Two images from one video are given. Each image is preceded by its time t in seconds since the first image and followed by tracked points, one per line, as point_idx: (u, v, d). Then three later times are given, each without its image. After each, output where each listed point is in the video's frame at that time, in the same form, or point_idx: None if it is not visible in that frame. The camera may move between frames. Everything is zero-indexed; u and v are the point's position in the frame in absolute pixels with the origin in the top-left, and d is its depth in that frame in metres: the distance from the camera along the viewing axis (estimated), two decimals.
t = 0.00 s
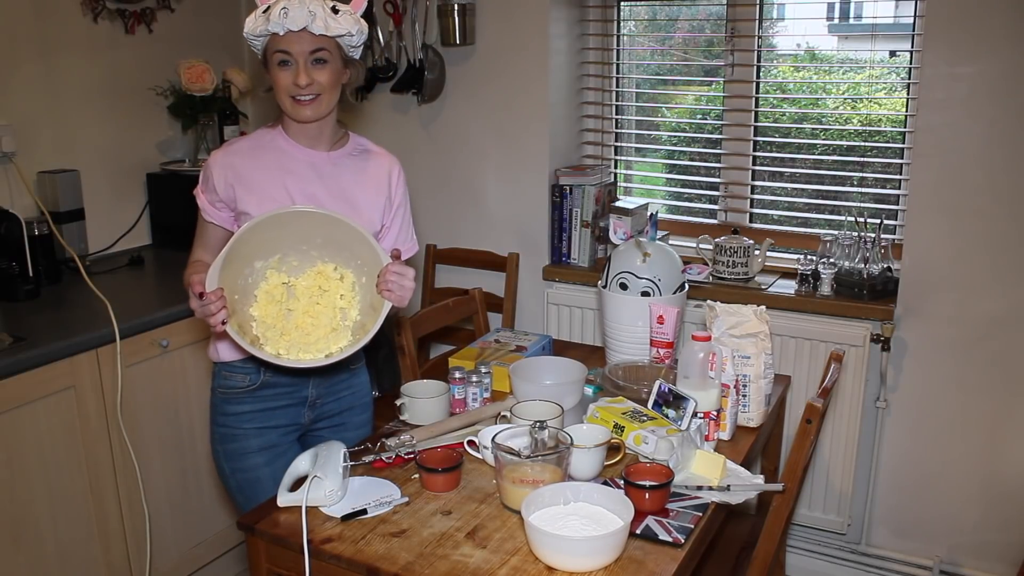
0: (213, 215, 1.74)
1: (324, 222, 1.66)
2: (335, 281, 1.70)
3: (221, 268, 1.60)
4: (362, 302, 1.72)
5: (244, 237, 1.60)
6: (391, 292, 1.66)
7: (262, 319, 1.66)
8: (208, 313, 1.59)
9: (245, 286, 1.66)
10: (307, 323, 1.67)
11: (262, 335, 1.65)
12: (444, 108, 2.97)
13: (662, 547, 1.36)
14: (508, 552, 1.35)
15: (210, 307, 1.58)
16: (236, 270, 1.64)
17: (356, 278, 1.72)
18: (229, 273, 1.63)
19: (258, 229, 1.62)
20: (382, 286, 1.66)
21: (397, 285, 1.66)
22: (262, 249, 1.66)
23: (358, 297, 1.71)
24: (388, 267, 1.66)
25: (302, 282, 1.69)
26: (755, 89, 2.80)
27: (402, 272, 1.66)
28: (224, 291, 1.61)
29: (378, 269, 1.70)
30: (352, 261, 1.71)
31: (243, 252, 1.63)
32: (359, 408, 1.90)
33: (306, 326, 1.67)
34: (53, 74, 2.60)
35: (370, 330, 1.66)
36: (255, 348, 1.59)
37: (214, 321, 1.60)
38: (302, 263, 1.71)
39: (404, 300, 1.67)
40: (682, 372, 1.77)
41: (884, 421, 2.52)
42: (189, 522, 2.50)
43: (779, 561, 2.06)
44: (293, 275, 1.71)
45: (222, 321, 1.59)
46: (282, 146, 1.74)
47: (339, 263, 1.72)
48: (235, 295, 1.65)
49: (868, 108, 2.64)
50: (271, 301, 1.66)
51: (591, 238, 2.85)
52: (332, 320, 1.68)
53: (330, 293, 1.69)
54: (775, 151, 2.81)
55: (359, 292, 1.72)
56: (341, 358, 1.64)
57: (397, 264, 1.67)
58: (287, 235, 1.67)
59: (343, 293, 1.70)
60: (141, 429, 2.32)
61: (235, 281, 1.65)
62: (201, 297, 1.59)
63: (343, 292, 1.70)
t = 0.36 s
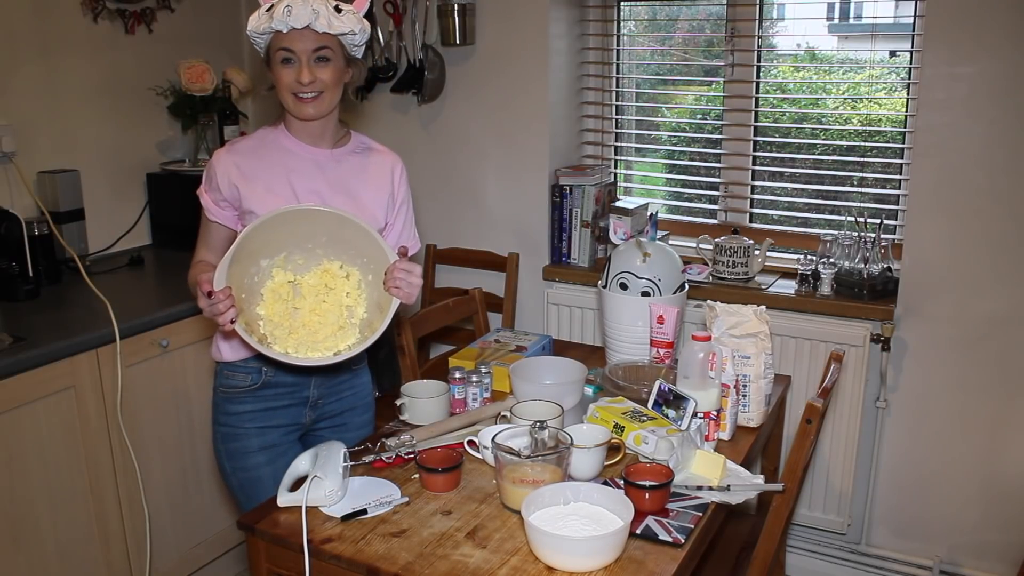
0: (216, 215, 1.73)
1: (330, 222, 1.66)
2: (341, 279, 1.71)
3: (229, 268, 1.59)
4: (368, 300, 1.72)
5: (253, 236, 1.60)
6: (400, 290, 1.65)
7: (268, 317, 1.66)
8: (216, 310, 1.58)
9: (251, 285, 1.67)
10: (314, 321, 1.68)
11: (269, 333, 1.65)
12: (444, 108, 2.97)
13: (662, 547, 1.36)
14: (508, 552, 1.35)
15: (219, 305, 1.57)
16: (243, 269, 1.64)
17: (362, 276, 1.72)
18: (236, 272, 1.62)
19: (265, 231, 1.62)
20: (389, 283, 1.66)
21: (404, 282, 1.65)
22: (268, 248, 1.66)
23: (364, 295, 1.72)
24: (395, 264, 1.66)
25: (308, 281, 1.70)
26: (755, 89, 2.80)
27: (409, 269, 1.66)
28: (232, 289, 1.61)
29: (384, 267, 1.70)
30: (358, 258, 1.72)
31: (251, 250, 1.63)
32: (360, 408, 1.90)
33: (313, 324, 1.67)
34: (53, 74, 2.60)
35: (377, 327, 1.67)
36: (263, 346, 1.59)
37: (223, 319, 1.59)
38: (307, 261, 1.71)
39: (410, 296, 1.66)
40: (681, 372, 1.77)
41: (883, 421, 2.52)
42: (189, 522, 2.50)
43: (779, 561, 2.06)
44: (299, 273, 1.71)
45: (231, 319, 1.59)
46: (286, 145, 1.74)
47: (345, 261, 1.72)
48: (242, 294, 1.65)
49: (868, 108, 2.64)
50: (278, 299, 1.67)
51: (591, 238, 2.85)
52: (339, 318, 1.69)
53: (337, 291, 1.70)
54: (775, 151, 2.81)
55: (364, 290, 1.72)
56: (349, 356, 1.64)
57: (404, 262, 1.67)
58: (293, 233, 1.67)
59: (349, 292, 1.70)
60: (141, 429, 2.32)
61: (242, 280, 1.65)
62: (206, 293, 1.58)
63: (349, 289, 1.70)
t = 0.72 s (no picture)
0: (219, 214, 1.74)
1: (332, 223, 1.65)
2: (341, 280, 1.71)
3: (230, 268, 1.59)
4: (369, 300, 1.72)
5: (255, 236, 1.60)
6: (400, 292, 1.65)
7: (269, 317, 1.66)
8: (217, 309, 1.58)
9: (252, 285, 1.67)
10: (315, 322, 1.68)
11: (270, 333, 1.65)
12: (444, 108, 2.97)
13: (662, 547, 1.36)
14: (508, 552, 1.35)
15: (220, 305, 1.57)
16: (244, 269, 1.64)
17: (362, 277, 1.72)
18: (237, 272, 1.62)
19: (266, 231, 1.62)
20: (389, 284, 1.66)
21: (404, 283, 1.65)
22: (269, 248, 1.66)
23: (365, 296, 1.72)
24: (396, 265, 1.66)
25: (309, 281, 1.70)
26: (755, 89, 2.80)
27: (410, 271, 1.66)
28: (232, 289, 1.61)
29: (385, 268, 1.70)
30: (359, 260, 1.72)
31: (252, 251, 1.63)
32: (360, 409, 1.90)
33: (314, 325, 1.67)
34: (53, 74, 2.60)
35: (378, 329, 1.67)
36: (263, 346, 1.59)
37: (224, 319, 1.58)
38: (309, 262, 1.71)
39: (411, 296, 1.66)
40: (682, 372, 1.77)
41: (883, 421, 2.52)
42: (189, 522, 2.50)
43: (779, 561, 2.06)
44: (300, 273, 1.71)
45: (231, 318, 1.59)
46: (289, 145, 1.74)
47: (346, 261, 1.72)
48: (243, 294, 1.65)
49: (868, 108, 2.64)
50: (279, 300, 1.67)
51: (591, 238, 2.85)
52: (339, 318, 1.69)
53: (338, 291, 1.70)
54: (775, 151, 2.81)
55: (365, 291, 1.72)
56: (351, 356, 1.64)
57: (405, 263, 1.67)
58: (294, 234, 1.66)
59: (350, 292, 1.70)
60: (141, 429, 2.32)
61: (243, 280, 1.65)
62: (207, 293, 1.58)
63: (350, 290, 1.70)
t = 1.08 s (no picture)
0: (220, 214, 1.74)
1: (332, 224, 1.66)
2: (341, 279, 1.71)
3: (229, 268, 1.59)
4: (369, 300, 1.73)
5: (254, 236, 1.60)
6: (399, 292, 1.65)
7: (269, 317, 1.66)
8: (216, 309, 1.58)
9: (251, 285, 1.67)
10: (314, 322, 1.68)
11: (269, 333, 1.65)
12: (444, 108, 2.97)
13: (662, 547, 1.36)
14: (508, 552, 1.35)
15: (218, 304, 1.57)
16: (243, 269, 1.64)
17: (362, 278, 1.72)
18: (236, 272, 1.62)
19: (266, 231, 1.62)
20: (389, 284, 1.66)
21: (404, 283, 1.65)
22: (269, 248, 1.66)
23: (364, 296, 1.72)
24: (395, 265, 1.66)
25: (310, 282, 1.70)
26: (755, 89, 2.80)
27: (409, 270, 1.66)
28: (232, 288, 1.61)
29: (385, 268, 1.70)
30: (358, 260, 1.72)
31: (252, 251, 1.63)
32: (360, 408, 1.90)
33: (313, 325, 1.67)
34: (53, 74, 2.60)
35: (377, 328, 1.67)
36: (262, 346, 1.59)
37: (222, 319, 1.59)
38: (308, 262, 1.71)
39: (411, 295, 1.66)
40: (682, 372, 1.77)
41: (883, 421, 2.52)
42: (189, 522, 2.50)
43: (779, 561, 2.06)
44: (300, 274, 1.71)
45: (230, 318, 1.59)
46: (289, 145, 1.74)
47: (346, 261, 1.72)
48: (242, 293, 1.65)
49: (868, 108, 2.64)
50: (278, 300, 1.67)
51: (591, 238, 2.85)
52: (339, 318, 1.69)
53: (338, 291, 1.70)
54: (775, 151, 2.81)
55: (365, 291, 1.72)
56: (350, 355, 1.64)
57: (404, 263, 1.67)
58: (294, 234, 1.66)
59: (350, 293, 1.71)
60: (141, 429, 2.32)
61: (242, 280, 1.65)
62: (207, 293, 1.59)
63: (350, 290, 1.70)
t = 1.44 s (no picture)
0: (218, 215, 1.74)
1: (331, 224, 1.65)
2: (341, 278, 1.71)
3: (227, 268, 1.59)
4: (367, 300, 1.73)
5: (253, 236, 1.60)
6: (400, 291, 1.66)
7: (267, 317, 1.66)
8: (216, 310, 1.58)
9: (250, 284, 1.67)
10: (312, 321, 1.68)
11: (268, 333, 1.65)
12: (443, 108, 2.97)
13: (662, 547, 1.36)
14: (508, 552, 1.35)
15: (216, 304, 1.57)
16: (242, 269, 1.64)
17: (361, 277, 1.72)
18: (235, 271, 1.62)
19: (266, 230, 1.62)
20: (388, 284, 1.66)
21: (403, 282, 1.66)
22: (268, 248, 1.66)
23: (363, 295, 1.72)
24: (394, 264, 1.66)
25: (308, 281, 1.70)
26: (755, 89, 2.80)
27: (408, 269, 1.66)
28: (230, 288, 1.61)
29: (383, 268, 1.70)
30: (357, 260, 1.72)
31: (250, 251, 1.63)
32: (360, 408, 1.90)
33: (312, 324, 1.67)
34: (52, 74, 2.60)
35: (376, 327, 1.67)
36: (261, 346, 1.59)
37: (222, 320, 1.59)
38: (307, 262, 1.71)
39: (410, 294, 1.67)
40: (681, 372, 1.77)
41: (883, 421, 2.52)
42: (189, 522, 2.50)
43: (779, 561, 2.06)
44: (299, 273, 1.71)
45: (228, 318, 1.59)
46: (289, 145, 1.74)
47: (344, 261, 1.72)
48: (241, 293, 1.65)
49: (868, 108, 2.64)
50: (277, 300, 1.67)
51: (591, 238, 2.85)
52: (337, 318, 1.69)
53: (338, 291, 1.70)
54: (775, 151, 2.81)
55: (363, 291, 1.72)
56: (348, 355, 1.64)
57: (402, 262, 1.68)
58: (293, 234, 1.66)
59: (348, 292, 1.70)
60: (141, 429, 2.32)
61: (241, 280, 1.65)
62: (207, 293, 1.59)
63: (349, 290, 1.70)
